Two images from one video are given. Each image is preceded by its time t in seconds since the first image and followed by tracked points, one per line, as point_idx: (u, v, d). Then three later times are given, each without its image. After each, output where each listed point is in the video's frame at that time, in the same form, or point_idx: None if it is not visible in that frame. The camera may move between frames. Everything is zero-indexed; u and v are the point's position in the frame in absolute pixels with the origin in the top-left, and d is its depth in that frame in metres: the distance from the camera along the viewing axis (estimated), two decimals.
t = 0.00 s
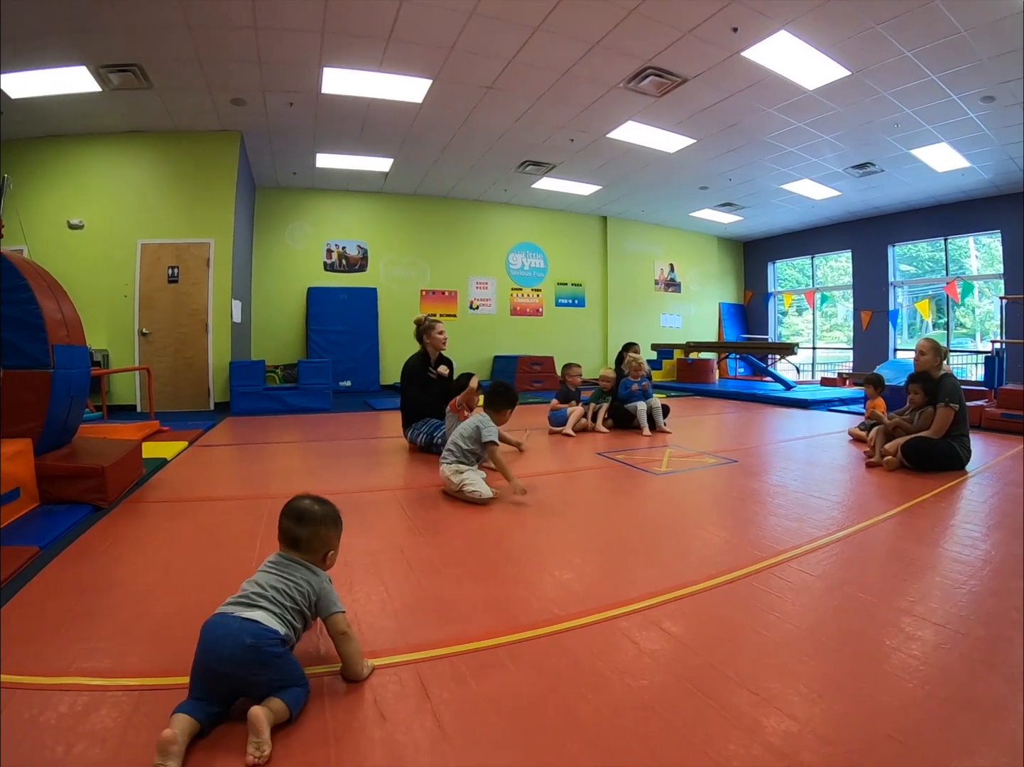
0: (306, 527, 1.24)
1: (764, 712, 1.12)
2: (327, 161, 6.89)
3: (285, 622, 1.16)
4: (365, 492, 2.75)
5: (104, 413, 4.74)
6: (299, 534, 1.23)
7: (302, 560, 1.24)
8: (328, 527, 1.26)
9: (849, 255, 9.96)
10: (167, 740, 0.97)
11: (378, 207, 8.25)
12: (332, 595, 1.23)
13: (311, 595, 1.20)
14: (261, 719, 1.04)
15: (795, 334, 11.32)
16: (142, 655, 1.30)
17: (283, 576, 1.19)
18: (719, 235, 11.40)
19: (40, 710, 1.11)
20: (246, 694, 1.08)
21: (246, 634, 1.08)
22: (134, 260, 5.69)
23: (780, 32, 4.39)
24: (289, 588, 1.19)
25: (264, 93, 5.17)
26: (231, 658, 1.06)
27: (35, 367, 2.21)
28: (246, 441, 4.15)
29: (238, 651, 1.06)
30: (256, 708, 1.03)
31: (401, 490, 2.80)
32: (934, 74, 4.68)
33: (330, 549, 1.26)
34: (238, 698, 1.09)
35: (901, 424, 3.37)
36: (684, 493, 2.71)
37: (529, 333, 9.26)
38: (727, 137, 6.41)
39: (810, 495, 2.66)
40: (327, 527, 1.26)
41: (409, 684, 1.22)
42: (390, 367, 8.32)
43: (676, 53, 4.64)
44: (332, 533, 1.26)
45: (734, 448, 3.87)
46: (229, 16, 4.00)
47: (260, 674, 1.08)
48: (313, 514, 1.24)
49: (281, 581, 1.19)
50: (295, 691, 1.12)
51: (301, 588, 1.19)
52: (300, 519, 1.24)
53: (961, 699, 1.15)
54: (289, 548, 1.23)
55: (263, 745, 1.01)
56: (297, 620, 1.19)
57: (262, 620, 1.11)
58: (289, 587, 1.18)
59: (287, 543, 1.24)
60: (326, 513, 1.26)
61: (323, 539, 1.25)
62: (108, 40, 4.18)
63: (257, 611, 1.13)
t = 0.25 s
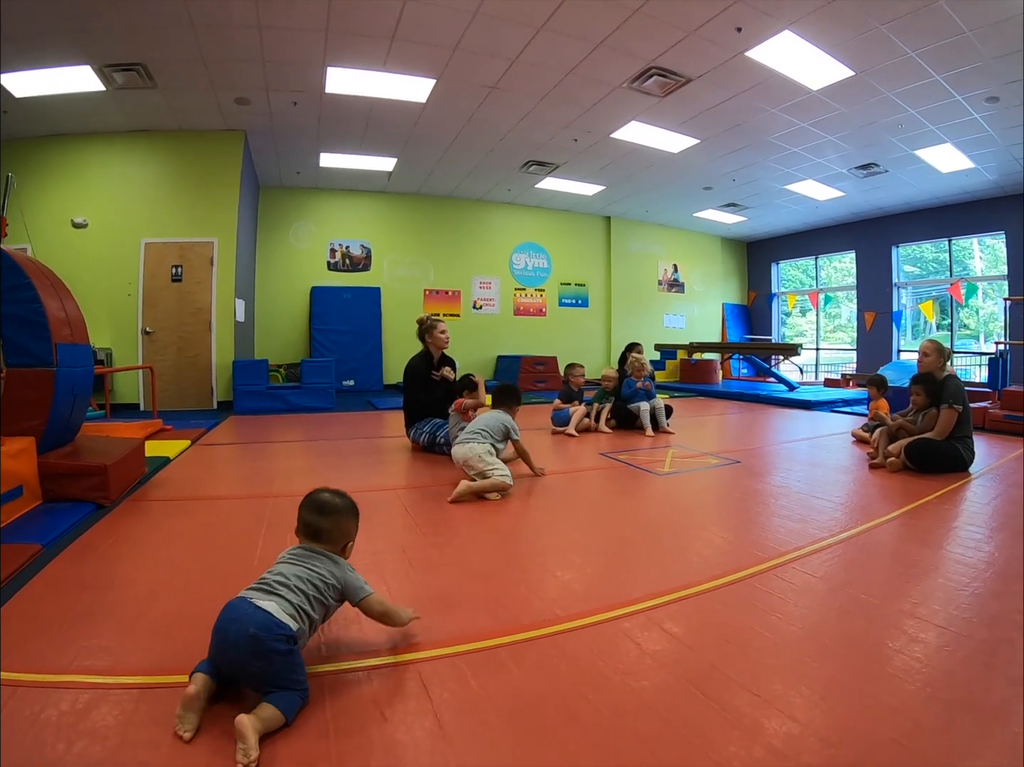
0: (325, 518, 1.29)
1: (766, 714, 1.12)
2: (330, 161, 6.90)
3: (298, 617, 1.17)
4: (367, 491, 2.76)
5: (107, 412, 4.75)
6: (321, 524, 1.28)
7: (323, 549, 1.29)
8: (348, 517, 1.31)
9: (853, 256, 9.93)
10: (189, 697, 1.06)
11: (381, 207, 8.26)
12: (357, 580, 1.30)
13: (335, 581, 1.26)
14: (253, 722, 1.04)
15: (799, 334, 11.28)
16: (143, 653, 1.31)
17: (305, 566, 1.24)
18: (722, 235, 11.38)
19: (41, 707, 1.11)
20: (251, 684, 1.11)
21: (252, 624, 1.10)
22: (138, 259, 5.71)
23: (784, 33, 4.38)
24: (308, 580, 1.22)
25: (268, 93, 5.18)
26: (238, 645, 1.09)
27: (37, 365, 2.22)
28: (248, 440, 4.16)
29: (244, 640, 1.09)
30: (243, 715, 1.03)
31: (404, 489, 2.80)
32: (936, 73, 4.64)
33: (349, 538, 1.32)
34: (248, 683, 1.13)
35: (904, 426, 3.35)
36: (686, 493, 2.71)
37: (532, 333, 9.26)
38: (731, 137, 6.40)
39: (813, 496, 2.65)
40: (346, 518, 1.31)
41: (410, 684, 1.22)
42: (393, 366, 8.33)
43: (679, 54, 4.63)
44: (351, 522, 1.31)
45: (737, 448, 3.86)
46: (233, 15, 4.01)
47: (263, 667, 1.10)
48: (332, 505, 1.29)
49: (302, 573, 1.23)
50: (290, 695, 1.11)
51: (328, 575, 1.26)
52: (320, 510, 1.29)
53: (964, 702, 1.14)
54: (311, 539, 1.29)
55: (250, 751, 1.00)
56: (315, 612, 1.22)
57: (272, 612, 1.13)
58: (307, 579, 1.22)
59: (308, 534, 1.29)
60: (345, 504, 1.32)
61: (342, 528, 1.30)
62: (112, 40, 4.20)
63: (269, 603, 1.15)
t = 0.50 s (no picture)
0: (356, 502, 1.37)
1: (766, 712, 1.12)
2: (330, 158, 6.90)
3: (319, 606, 1.23)
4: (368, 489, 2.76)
5: (108, 411, 4.75)
6: (354, 510, 1.37)
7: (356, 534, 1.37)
8: (381, 503, 1.40)
9: (853, 251, 9.91)
10: (246, 652, 1.23)
11: (381, 203, 8.24)
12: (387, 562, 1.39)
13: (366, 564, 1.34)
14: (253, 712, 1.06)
15: (800, 330, 11.25)
16: (142, 652, 1.31)
17: (338, 550, 1.32)
18: (723, 231, 11.34)
19: (42, 706, 1.12)
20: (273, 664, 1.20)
21: (274, 608, 1.20)
22: (138, 257, 5.71)
23: (783, 28, 4.36)
24: (334, 569, 1.29)
25: (266, 91, 5.17)
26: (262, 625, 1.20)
27: (37, 365, 2.22)
28: (248, 438, 4.16)
29: (265, 622, 1.19)
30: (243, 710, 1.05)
31: (404, 486, 2.80)
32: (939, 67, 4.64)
33: (382, 523, 1.40)
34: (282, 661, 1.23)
35: (905, 422, 3.35)
36: (686, 490, 2.71)
37: (533, 329, 9.26)
38: (731, 133, 6.37)
39: (814, 492, 2.65)
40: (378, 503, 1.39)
41: (410, 682, 1.23)
42: (394, 363, 8.33)
43: (679, 49, 4.61)
44: (381, 508, 1.39)
45: (738, 445, 3.86)
46: (230, 14, 4.00)
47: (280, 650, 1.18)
48: (362, 490, 1.38)
49: (332, 561, 1.30)
50: (290, 688, 1.12)
51: (365, 557, 1.35)
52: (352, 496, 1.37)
53: (963, 699, 1.14)
54: (346, 524, 1.37)
55: (245, 746, 1.00)
56: (345, 598, 1.29)
57: (292, 600, 1.21)
58: (334, 567, 1.29)
59: (342, 518, 1.38)
60: (377, 491, 1.40)
61: (373, 513, 1.38)
62: (110, 38, 4.19)
63: (294, 590, 1.24)
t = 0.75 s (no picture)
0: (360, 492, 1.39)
1: (767, 706, 1.13)
2: (328, 155, 6.87)
3: (339, 592, 1.27)
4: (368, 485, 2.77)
5: (108, 409, 4.76)
6: (357, 499, 1.38)
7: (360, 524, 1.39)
8: (382, 493, 1.41)
9: (853, 246, 9.89)
10: (250, 651, 1.21)
11: (379, 200, 8.22)
12: (390, 550, 1.39)
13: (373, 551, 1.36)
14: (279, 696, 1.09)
15: (800, 325, 11.24)
16: (144, 650, 1.32)
17: (344, 537, 1.34)
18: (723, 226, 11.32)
19: (45, 705, 1.13)
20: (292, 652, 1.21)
21: (299, 596, 1.21)
22: (137, 256, 5.70)
23: (783, 23, 4.34)
24: (349, 556, 1.31)
25: (264, 88, 5.16)
26: (285, 614, 1.20)
27: (36, 364, 2.22)
28: (249, 435, 4.16)
29: (290, 610, 1.20)
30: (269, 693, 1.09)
31: (404, 483, 2.81)
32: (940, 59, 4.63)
33: (384, 512, 1.41)
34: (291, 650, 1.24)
35: (905, 416, 3.36)
36: (686, 485, 2.71)
37: (533, 325, 9.26)
38: (730, 127, 6.35)
39: (814, 487, 2.65)
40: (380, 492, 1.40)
41: (412, 678, 1.23)
42: (393, 360, 8.33)
43: (678, 44, 4.59)
44: (383, 498, 1.40)
45: (738, 439, 3.86)
46: (227, 12, 3.99)
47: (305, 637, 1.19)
48: (367, 480, 1.39)
49: (344, 548, 1.32)
50: (314, 674, 1.15)
51: (368, 546, 1.36)
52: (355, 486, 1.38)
53: (964, 694, 1.15)
54: (348, 512, 1.38)
55: (265, 732, 1.03)
56: (354, 584, 1.32)
57: (317, 587, 1.23)
58: (347, 553, 1.31)
59: (345, 507, 1.39)
60: (379, 481, 1.41)
61: (377, 502, 1.40)
62: (108, 36, 4.17)
63: (315, 578, 1.25)
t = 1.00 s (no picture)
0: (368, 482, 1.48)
1: (767, 701, 1.13)
2: (326, 152, 6.85)
3: (343, 556, 1.39)
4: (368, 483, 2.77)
5: (107, 408, 4.76)
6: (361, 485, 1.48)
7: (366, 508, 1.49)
8: (387, 482, 1.49)
9: (852, 241, 9.88)
10: (240, 646, 1.23)
11: (378, 197, 8.20)
12: (389, 540, 1.48)
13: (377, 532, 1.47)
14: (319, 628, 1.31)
15: (799, 320, 11.24)
16: (146, 649, 1.33)
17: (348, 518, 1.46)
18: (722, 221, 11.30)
19: (46, 704, 1.13)
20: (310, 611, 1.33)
21: (306, 561, 1.33)
22: (135, 254, 5.69)
23: (781, 18, 4.32)
24: (351, 529, 1.43)
25: (262, 86, 5.13)
26: (295, 579, 1.31)
27: (34, 363, 2.22)
28: (249, 433, 4.17)
29: (301, 574, 1.31)
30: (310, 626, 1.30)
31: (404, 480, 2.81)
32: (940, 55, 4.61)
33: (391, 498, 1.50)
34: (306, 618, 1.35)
35: (905, 411, 3.36)
36: (685, 481, 2.72)
37: (532, 322, 9.26)
38: (729, 123, 6.33)
39: (813, 483, 2.66)
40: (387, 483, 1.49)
41: (413, 676, 1.24)
42: (393, 357, 8.33)
43: (676, 39, 4.57)
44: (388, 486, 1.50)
45: (738, 435, 3.87)
46: (224, 9, 3.97)
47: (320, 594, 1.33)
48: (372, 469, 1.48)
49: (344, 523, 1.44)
50: (351, 612, 1.36)
51: (367, 530, 1.46)
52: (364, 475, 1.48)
53: (962, 688, 1.16)
54: (356, 499, 1.49)
55: (313, 653, 1.26)
56: (355, 557, 1.43)
57: (321, 552, 1.35)
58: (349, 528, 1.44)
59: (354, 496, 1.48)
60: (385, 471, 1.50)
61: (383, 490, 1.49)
62: (104, 35, 4.14)
63: (319, 547, 1.37)
